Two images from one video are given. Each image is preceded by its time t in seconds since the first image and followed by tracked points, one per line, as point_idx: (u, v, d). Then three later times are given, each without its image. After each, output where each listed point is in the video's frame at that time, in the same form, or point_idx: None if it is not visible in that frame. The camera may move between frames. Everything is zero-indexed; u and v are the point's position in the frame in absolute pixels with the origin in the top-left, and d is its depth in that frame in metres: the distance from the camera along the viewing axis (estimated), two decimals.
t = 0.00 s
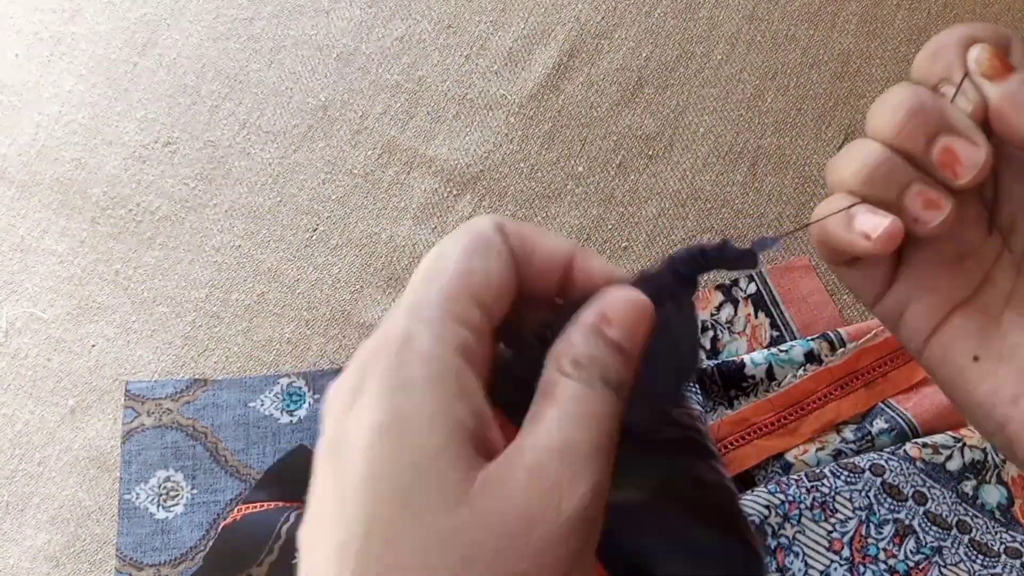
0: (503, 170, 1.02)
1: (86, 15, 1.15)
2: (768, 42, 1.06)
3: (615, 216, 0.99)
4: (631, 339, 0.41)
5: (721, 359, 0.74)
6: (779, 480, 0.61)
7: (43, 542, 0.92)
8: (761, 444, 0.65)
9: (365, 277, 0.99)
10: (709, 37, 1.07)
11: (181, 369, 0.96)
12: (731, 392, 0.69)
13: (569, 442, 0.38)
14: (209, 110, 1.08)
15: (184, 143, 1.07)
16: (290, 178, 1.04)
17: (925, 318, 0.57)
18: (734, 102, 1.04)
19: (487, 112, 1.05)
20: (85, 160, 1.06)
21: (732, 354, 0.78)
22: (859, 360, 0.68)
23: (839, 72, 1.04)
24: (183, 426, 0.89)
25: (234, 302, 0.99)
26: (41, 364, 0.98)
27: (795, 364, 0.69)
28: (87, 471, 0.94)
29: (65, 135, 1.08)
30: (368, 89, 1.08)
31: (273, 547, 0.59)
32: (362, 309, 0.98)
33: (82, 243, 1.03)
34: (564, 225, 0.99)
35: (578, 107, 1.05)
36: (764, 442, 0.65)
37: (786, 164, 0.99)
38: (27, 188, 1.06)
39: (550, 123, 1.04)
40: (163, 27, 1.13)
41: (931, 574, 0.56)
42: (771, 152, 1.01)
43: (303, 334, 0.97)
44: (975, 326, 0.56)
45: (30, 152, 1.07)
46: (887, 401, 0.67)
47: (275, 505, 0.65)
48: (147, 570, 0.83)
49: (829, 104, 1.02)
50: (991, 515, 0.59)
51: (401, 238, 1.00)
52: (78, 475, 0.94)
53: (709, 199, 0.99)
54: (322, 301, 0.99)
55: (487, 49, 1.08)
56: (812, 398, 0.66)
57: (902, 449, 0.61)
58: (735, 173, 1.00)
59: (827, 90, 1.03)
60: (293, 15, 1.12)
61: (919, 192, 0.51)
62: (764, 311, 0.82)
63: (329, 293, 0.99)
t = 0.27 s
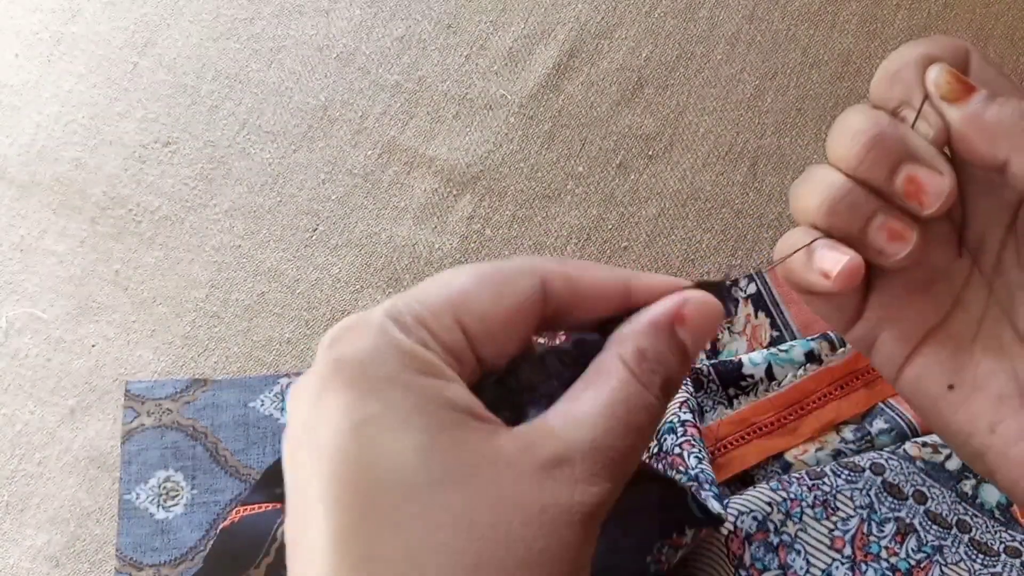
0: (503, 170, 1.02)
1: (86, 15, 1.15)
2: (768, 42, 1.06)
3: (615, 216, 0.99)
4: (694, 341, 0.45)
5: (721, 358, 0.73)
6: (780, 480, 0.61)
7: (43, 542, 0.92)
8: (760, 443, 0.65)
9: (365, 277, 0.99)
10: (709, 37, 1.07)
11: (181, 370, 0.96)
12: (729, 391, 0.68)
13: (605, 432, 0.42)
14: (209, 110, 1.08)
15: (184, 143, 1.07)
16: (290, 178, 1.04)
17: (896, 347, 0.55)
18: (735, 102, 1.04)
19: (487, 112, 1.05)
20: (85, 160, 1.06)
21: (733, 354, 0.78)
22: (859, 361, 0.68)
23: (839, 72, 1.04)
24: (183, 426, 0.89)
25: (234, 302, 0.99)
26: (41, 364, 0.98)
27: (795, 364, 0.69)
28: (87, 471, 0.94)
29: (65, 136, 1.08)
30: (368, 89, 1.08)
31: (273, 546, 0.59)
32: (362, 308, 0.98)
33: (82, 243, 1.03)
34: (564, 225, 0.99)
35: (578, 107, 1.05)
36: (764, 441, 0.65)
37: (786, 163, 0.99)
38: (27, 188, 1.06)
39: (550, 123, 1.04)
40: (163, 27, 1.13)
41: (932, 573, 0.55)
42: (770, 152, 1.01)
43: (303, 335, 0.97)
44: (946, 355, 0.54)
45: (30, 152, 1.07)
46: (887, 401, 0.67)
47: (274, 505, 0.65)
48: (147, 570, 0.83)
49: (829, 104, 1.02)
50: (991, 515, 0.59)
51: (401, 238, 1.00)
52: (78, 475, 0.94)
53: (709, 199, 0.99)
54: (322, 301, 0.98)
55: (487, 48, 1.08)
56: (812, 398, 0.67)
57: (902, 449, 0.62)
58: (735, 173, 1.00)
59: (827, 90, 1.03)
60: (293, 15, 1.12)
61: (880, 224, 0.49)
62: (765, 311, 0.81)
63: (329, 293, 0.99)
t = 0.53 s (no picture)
0: (503, 170, 1.02)
1: (86, 15, 1.15)
2: (768, 42, 1.06)
3: (615, 216, 0.99)
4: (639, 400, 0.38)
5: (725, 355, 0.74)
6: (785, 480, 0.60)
7: (43, 542, 0.92)
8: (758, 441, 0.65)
9: (365, 277, 0.99)
10: (709, 37, 1.07)
11: (181, 370, 0.96)
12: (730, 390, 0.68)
13: (523, 490, 0.38)
14: (209, 110, 1.08)
15: (184, 143, 1.07)
16: (290, 178, 1.04)
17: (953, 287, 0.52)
18: (735, 102, 1.03)
19: (487, 112, 1.05)
20: (85, 160, 1.06)
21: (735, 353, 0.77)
22: (859, 363, 0.68)
23: (839, 72, 1.04)
24: (183, 426, 0.89)
25: (234, 302, 0.99)
26: (41, 364, 0.98)
27: (795, 363, 0.68)
28: (87, 471, 0.94)
29: (65, 135, 1.08)
30: (368, 89, 1.08)
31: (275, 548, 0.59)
32: (362, 309, 0.98)
33: (82, 243, 1.03)
34: (564, 225, 0.99)
35: (578, 107, 1.05)
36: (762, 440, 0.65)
37: (786, 163, 1.00)
38: (27, 188, 1.06)
39: (550, 123, 1.04)
40: (163, 27, 1.13)
41: None
42: (771, 151, 1.01)
43: (303, 335, 0.97)
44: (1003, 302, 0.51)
45: (30, 152, 1.07)
46: (886, 404, 0.68)
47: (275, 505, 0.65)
48: (147, 570, 0.83)
49: (829, 104, 1.02)
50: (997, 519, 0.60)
51: (401, 238, 1.00)
52: (78, 475, 0.94)
53: (709, 199, 0.99)
54: (322, 301, 0.98)
55: (487, 48, 1.08)
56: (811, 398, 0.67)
57: (907, 454, 0.62)
58: (735, 172, 1.00)
59: (827, 90, 1.03)
60: (293, 15, 1.13)
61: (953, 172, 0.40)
62: (764, 312, 0.83)
63: (330, 293, 0.99)
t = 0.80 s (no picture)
0: (503, 170, 1.02)
1: (86, 15, 1.15)
2: (768, 42, 1.06)
3: (615, 216, 0.99)
4: (600, 387, 0.41)
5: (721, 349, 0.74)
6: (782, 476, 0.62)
7: (43, 542, 0.92)
8: (757, 442, 0.65)
9: (365, 277, 0.99)
10: (709, 37, 1.07)
11: (181, 370, 0.96)
12: (727, 388, 0.70)
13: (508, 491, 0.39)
14: (209, 110, 1.08)
15: (184, 143, 1.07)
16: (290, 178, 1.04)
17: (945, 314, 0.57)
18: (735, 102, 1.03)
19: (487, 112, 1.05)
20: (85, 160, 1.06)
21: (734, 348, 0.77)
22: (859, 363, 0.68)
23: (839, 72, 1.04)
24: (183, 426, 0.89)
25: (234, 302, 0.99)
26: (41, 364, 0.98)
27: (793, 363, 0.69)
28: (87, 471, 0.94)
29: (65, 135, 1.08)
30: (368, 89, 1.08)
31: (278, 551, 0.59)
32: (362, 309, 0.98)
33: (82, 243, 1.03)
34: (564, 225, 0.99)
35: (578, 107, 1.05)
36: (762, 440, 0.65)
37: (786, 163, 1.00)
38: (28, 188, 1.06)
39: (550, 123, 1.04)
40: (163, 27, 1.13)
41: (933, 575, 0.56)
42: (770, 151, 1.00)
43: (303, 334, 0.97)
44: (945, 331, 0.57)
45: (30, 152, 1.07)
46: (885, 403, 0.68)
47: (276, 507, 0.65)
48: (147, 570, 0.83)
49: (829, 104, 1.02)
50: (992, 516, 0.60)
51: (401, 238, 1.00)
52: (78, 475, 0.94)
53: (709, 199, 0.99)
54: (322, 301, 0.99)
55: (487, 48, 1.08)
56: (811, 398, 0.67)
57: (903, 450, 0.62)
58: (735, 172, 1.00)
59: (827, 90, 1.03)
60: (294, 15, 1.13)
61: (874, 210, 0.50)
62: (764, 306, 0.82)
63: (330, 293, 0.99)
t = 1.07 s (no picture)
0: (503, 170, 1.02)
1: (86, 15, 1.15)
2: (768, 42, 1.06)
3: (615, 216, 0.99)
4: (601, 478, 0.46)
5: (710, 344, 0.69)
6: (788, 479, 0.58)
7: (43, 542, 0.92)
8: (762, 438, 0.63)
9: (365, 277, 0.99)
10: (709, 37, 1.07)
11: (181, 370, 0.96)
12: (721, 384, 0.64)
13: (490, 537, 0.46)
14: (209, 110, 1.08)
15: (184, 143, 1.07)
16: (290, 178, 1.04)
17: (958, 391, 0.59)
18: (735, 102, 1.03)
19: (487, 112, 1.05)
20: (85, 160, 1.06)
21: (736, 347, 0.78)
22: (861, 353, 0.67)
23: (839, 72, 1.04)
24: (183, 426, 0.89)
25: (234, 302, 0.99)
26: (41, 364, 0.98)
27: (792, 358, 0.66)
28: (87, 471, 0.94)
29: (66, 135, 1.08)
30: (368, 89, 1.08)
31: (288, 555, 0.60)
32: (362, 309, 0.98)
33: (82, 243, 1.03)
34: (564, 225, 0.99)
35: (578, 107, 1.05)
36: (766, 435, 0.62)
37: (786, 164, 1.00)
38: (28, 188, 1.06)
39: (550, 123, 1.04)
40: (163, 27, 1.13)
41: None
42: (770, 151, 1.01)
43: (303, 334, 0.97)
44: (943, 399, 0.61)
45: (30, 152, 1.07)
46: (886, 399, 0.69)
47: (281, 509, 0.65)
48: (147, 570, 0.83)
49: (829, 104, 1.02)
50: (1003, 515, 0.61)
51: (401, 238, 1.00)
52: (78, 475, 0.94)
53: (709, 199, 0.99)
54: (322, 301, 0.99)
55: (487, 48, 1.08)
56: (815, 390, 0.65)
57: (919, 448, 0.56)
58: (735, 172, 1.00)
59: (827, 91, 1.03)
60: (293, 15, 1.13)
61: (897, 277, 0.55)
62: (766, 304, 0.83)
63: (330, 293, 0.99)
